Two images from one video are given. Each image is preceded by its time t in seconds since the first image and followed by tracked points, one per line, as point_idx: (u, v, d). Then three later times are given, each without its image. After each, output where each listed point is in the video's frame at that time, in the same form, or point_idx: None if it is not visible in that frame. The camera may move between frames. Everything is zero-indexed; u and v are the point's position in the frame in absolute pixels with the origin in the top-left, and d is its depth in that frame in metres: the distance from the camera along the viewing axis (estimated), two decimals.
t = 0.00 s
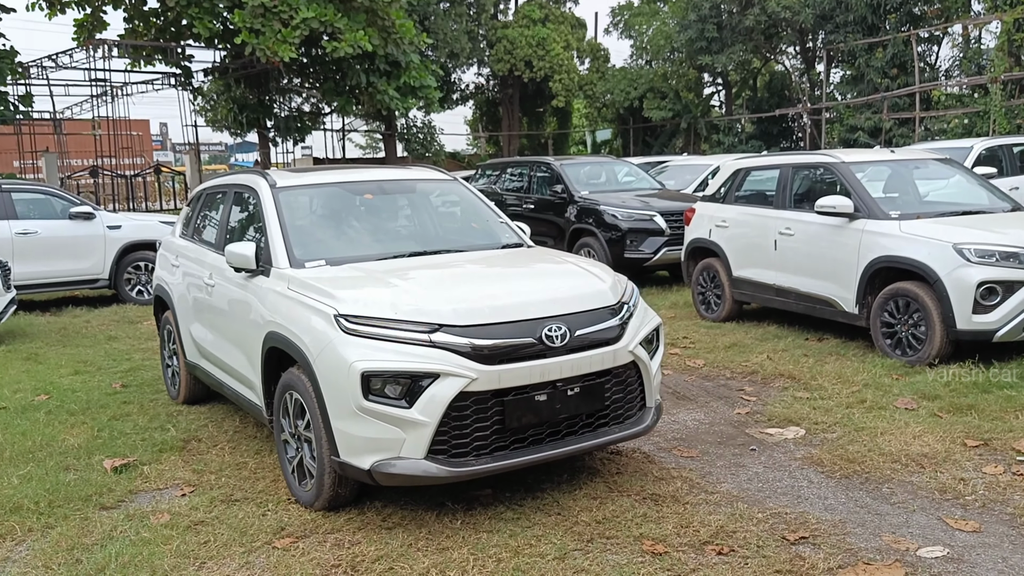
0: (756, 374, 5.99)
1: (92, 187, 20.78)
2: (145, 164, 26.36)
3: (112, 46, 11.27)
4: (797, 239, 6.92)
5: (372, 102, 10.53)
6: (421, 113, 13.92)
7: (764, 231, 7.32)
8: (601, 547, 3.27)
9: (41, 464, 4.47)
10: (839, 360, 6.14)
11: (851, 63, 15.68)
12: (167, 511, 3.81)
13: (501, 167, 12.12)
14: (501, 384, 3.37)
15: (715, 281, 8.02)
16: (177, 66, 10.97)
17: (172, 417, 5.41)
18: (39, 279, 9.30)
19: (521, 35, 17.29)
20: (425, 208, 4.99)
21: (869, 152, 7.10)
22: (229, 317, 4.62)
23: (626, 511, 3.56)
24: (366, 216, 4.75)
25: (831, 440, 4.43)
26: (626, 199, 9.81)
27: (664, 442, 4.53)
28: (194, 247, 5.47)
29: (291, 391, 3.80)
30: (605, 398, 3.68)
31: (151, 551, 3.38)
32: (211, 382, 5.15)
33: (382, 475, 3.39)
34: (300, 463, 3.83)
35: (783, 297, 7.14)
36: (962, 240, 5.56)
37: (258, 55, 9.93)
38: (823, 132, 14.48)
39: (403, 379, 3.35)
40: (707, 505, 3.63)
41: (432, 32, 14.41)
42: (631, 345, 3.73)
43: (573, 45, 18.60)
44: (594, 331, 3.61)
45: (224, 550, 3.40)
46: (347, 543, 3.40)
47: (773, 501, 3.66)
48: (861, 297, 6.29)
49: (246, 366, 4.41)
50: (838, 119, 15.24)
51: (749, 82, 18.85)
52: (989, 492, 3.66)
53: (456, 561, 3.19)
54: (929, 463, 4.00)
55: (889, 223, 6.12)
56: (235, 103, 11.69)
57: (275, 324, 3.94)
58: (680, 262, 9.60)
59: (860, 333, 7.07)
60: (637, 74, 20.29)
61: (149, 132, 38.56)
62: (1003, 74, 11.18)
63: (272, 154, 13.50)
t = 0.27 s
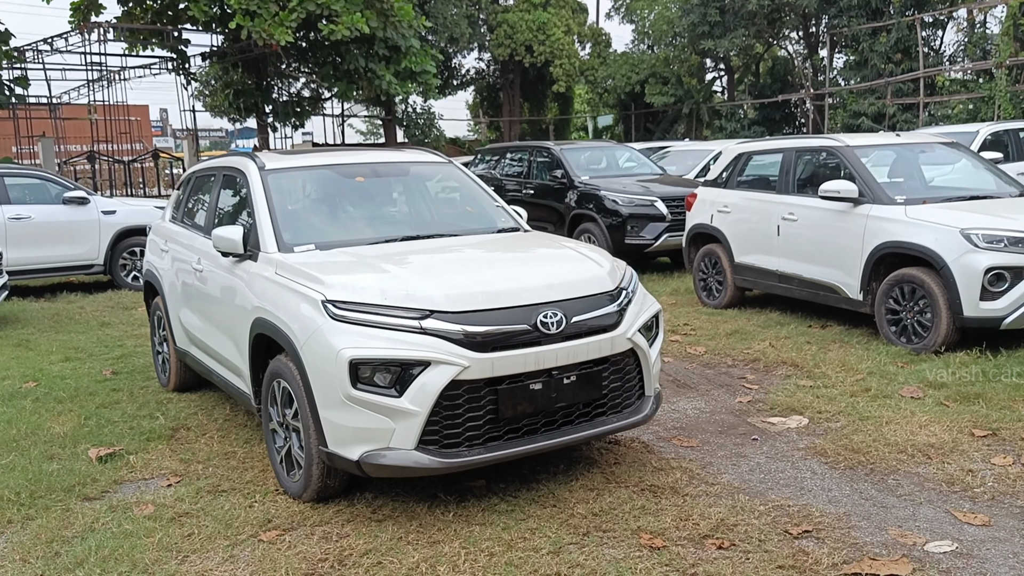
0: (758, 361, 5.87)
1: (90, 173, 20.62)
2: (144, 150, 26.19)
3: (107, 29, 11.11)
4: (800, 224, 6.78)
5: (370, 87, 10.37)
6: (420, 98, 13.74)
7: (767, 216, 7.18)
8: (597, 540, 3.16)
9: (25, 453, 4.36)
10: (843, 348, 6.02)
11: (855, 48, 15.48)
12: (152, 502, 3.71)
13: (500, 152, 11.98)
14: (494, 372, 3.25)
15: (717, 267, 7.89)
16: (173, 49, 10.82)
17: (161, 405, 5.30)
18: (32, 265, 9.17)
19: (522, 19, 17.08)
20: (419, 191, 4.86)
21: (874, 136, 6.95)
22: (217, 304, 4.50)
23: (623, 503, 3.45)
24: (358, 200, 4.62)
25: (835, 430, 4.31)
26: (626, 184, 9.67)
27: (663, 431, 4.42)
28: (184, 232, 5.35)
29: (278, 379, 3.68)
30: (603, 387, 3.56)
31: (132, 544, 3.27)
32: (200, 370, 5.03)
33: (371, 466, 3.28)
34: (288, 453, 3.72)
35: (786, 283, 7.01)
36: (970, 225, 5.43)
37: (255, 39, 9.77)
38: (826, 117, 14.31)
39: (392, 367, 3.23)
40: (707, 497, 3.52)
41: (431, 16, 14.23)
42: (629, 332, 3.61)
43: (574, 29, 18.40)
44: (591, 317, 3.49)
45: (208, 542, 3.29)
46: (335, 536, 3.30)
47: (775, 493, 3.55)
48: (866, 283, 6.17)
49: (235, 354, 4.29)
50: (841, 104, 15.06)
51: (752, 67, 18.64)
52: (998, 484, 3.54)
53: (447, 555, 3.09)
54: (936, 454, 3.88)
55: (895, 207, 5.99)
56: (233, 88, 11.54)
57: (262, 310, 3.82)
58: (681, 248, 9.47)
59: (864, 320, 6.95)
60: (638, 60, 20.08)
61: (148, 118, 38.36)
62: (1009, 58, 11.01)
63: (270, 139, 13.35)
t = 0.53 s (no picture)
0: (761, 349, 5.80)
1: (88, 159, 20.50)
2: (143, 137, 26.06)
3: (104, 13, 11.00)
4: (805, 210, 6.70)
5: (371, 73, 10.25)
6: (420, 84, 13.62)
7: (771, 202, 7.10)
8: (600, 531, 3.10)
9: (19, 441, 4.31)
10: (848, 336, 5.95)
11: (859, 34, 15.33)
12: (147, 491, 3.65)
13: (501, 138, 11.87)
14: (494, 359, 3.19)
15: (720, 254, 7.81)
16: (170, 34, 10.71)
17: (158, 392, 5.24)
18: (29, 251, 9.09)
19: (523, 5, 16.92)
20: (418, 176, 4.78)
21: (880, 121, 6.86)
22: (213, 290, 4.43)
23: (626, 493, 3.39)
24: (356, 184, 4.54)
25: (840, 419, 4.25)
26: (628, 170, 9.58)
27: (666, 420, 4.35)
28: (180, 217, 5.27)
29: (275, 366, 3.62)
30: (605, 375, 3.50)
31: (126, 534, 3.21)
32: (197, 357, 4.97)
33: (369, 455, 3.22)
34: (285, 441, 3.66)
35: (790, 270, 6.93)
36: (978, 211, 5.35)
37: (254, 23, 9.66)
38: (830, 104, 14.18)
39: (391, 354, 3.16)
40: (711, 486, 3.46)
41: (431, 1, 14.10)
42: (632, 319, 3.53)
43: (576, 15, 18.23)
44: (593, 303, 3.42)
45: (204, 532, 3.23)
46: (333, 526, 3.24)
47: (781, 482, 3.49)
48: (871, 270, 6.09)
49: (231, 341, 4.22)
50: (845, 91, 14.92)
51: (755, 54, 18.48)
52: (1007, 474, 3.48)
53: (447, 546, 3.03)
54: (944, 443, 3.82)
55: (901, 193, 5.90)
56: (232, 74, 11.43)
57: (259, 296, 3.75)
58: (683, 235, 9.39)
59: (868, 308, 6.88)
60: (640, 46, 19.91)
61: (148, 105, 38.20)
62: (1016, 44, 10.89)
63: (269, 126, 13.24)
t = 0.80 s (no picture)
0: (759, 362, 5.88)
1: (91, 171, 20.60)
2: (146, 148, 26.20)
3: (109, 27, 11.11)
4: (801, 224, 6.78)
5: (372, 85, 10.35)
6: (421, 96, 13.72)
7: (768, 216, 7.18)
8: (598, 543, 3.16)
9: (28, 454, 4.38)
10: (844, 348, 6.02)
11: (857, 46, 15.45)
12: (154, 504, 3.72)
13: (502, 151, 11.97)
14: (495, 375, 3.26)
15: (718, 267, 7.89)
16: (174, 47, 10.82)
17: (163, 405, 5.31)
18: (34, 263, 9.18)
19: (523, 17, 17.04)
20: (420, 192, 4.86)
21: (875, 136, 6.95)
22: (219, 305, 4.51)
23: (624, 505, 3.46)
24: (359, 200, 4.62)
25: (835, 431, 4.32)
26: (628, 183, 9.67)
27: (664, 432, 4.42)
28: (185, 232, 5.36)
29: (280, 381, 3.69)
30: (604, 389, 3.57)
31: (135, 546, 3.28)
32: (202, 371, 5.04)
33: (373, 469, 3.29)
34: (290, 455, 3.73)
35: (787, 283, 7.01)
36: (971, 226, 5.43)
37: (259, 37, 9.78)
38: (828, 115, 14.28)
39: (394, 370, 3.24)
40: (707, 499, 3.52)
41: (433, 14, 14.23)
42: (630, 335, 3.61)
43: (576, 27, 18.37)
44: (592, 319, 3.49)
45: (210, 544, 3.31)
46: (337, 538, 3.31)
47: (775, 495, 3.56)
48: (867, 284, 6.17)
49: (236, 355, 4.29)
50: (843, 102, 15.03)
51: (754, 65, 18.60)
52: (998, 486, 3.55)
53: (449, 558, 3.09)
54: (937, 456, 3.89)
55: (896, 208, 5.99)
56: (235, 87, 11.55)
57: (264, 312, 3.82)
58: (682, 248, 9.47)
59: (865, 320, 6.95)
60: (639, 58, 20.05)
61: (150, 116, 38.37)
62: (1012, 58, 11.00)
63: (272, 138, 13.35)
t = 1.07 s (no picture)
0: (755, 370, 5.97)
1: (95, 184, 20.71)
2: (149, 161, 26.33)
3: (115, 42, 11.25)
4: (797, 235, 6.89)
5: (375, 99, 10.47)
6: (423, 110, 13.84)
7: (765, 227, 7.29)
8: (595, 543, 3.26)
9: (38, 459, 4.47)
10: (839, 357, 6.12)
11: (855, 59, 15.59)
12: (162, 507, 3.81)
13: (502, 163, 12.09)
14: (495, 380, 3.36)
15: (716, 278, 8.00)
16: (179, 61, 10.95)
17: (170, 413, 5.41)
18: (40, 274, 9.28)
19: (524, 31, 17.19)
20: (422, 204, 4.98)
21: (869, 148, 7.06)
22: (225, 314, 4.62)
23: (621, 507, 3.55)
24: (362, 211, 4.74)
25: (829, 437, 4.41)
26: (627, 195, 9.79)
27: (661, 438, 4.51)
28: (192, 243, 5.47)
29: (286, 386, 3.79)
30: (601, 394, 3.67)
31: (144, 547, 3.37)
32: (208, 378, 5.14)
33: (376, 471, 3.38)
34: (295, 459, 3.82)
35: (783, 293, 7.11)
36: (962, 237, 5.53)
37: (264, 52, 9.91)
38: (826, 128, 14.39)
39: (397, 375, 3.34)
40: (702, 501, 3.62)
41: (434, 28, 14.38)
42: (626, 341, 3.71)
43: (576, 41, 18.51)
44: (589, 326, 3.60)
45: (218, 545, 3.40)
46: (342, 539, 3.40)
47: (769, 497, 3.65)
48: (861, 293, 6.27)
49: (242, 362, 4.40)
50: (841, 115, 15.15)
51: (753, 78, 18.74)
52: (985, 489, 3.64)
53: (450, 557, 3.19)
54: (927, 460, 3.98)
55: (890, 219, 6.09)
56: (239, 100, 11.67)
57: (270, 320, 3.93)
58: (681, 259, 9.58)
59: (860, 329, 7.05)
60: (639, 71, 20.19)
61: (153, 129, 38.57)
62: (1007, 71, 11.13)
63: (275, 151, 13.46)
